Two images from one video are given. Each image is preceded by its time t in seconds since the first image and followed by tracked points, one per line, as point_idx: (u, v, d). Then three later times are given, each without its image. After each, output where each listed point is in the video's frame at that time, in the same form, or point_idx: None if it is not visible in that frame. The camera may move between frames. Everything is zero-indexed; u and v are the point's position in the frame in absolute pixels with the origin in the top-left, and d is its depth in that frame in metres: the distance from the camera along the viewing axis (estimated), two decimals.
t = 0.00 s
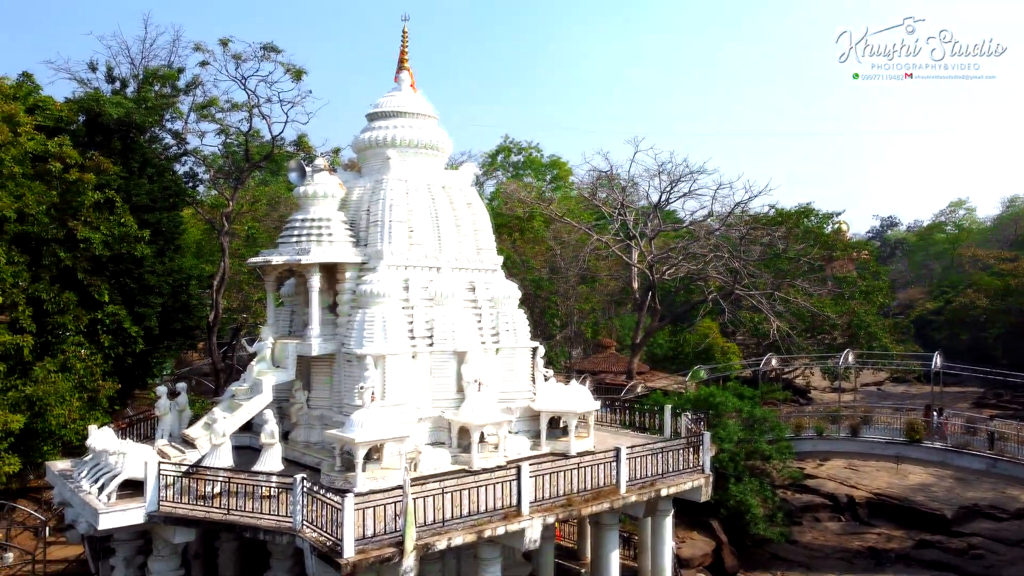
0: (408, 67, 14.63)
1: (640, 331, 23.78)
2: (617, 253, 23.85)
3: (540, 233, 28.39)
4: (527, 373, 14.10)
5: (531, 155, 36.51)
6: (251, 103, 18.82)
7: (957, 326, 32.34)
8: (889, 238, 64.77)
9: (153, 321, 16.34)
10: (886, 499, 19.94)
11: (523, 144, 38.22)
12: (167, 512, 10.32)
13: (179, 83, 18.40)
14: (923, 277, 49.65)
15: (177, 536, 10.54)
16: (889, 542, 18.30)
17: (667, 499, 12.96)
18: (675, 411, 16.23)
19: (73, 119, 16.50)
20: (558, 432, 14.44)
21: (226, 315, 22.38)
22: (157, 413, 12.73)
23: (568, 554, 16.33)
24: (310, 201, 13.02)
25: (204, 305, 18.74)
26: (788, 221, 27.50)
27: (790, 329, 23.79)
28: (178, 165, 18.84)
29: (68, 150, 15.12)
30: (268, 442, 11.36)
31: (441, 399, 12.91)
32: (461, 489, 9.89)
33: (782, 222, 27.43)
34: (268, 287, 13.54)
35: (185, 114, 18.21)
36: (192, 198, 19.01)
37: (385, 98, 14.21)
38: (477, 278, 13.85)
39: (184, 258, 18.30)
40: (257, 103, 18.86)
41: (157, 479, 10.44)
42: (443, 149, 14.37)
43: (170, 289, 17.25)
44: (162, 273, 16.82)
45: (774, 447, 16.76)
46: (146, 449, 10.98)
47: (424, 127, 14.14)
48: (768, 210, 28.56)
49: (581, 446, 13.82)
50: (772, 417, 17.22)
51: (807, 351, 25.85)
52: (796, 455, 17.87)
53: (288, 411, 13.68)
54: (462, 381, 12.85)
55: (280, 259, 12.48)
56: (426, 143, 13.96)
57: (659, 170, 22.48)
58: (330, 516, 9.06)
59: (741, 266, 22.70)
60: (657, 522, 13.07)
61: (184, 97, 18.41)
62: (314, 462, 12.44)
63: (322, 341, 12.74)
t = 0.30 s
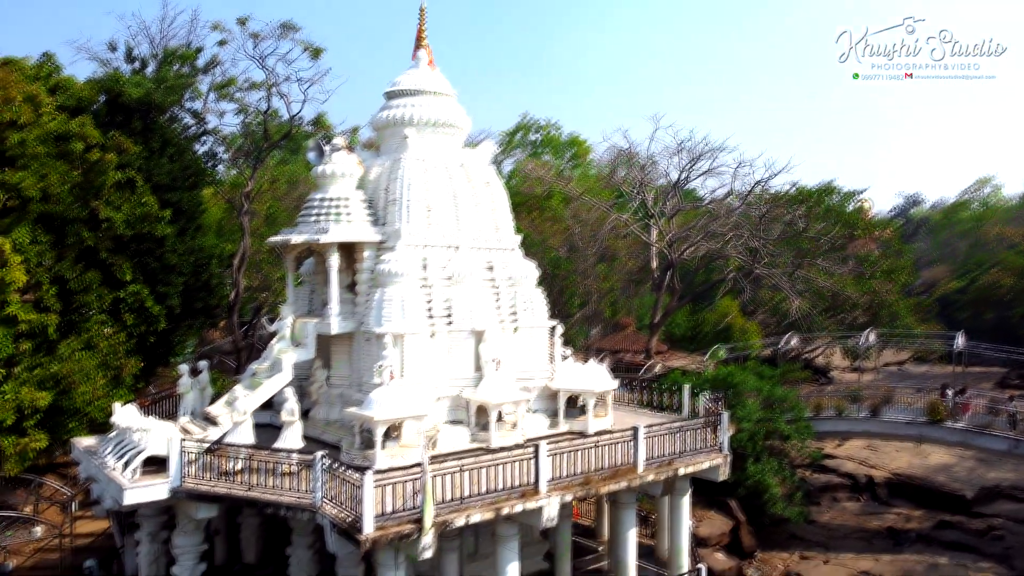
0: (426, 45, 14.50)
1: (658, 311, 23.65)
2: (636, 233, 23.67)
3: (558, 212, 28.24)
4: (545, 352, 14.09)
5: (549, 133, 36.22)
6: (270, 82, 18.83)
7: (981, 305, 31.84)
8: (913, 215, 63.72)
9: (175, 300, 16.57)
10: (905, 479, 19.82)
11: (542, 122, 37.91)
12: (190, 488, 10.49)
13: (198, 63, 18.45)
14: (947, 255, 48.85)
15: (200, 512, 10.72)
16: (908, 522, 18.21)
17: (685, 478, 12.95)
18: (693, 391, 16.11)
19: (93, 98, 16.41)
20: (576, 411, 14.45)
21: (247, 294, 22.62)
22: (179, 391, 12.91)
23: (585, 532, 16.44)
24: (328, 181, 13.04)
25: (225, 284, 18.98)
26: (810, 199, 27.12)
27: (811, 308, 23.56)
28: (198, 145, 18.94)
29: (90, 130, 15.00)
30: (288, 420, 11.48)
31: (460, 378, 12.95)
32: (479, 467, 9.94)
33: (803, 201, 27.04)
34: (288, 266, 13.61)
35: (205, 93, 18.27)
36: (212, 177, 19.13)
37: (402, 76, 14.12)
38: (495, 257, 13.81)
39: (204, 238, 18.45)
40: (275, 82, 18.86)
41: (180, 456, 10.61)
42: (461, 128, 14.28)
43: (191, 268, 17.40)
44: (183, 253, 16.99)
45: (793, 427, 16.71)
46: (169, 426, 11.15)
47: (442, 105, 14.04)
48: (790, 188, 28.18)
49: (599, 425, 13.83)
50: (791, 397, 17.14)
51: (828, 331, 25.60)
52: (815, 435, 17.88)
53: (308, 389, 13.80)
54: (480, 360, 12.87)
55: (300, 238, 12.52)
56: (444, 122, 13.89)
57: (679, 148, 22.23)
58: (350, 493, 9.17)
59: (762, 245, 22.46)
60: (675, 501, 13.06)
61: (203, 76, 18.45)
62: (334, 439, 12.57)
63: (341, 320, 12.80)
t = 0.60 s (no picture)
0: (445, 36, 14.43)
1: (678, 303, 23.43)
2: (656, 225, 23.47)
3: (577, 205, 28.08)
4: (564, 344, 14.02)
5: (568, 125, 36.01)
6: (289, 75, 18.87)
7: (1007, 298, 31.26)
8: (937, 207, 62.69)
9: (196, 292, 16.71)
10: (928, 474, 19.55)
11: (560, 114, 37.70)
12: (212, 479, 10.55)
13: (218, 56, 18.52)
14: (972, 247, 48.03)
15: (221, 503, 10.80)
16: (931, 517, 17.93)
17: (704, 471, 12.83)
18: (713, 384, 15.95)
19: (115, 92, 16.61)
20: (594, 404, 14.37)
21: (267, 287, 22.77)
22: (201, 382, 13.02)
23: (603, 525, 16.37)
24: (348, 173, 13.05)
25: (245, 276, 19.14)
26: (832, 190, 26.73)
27: (832, 301, 23.26)
28: (218, 138, 19.05)
29: (112, 124, 15.22)
30: (308, 412, 11.52)
31: (478, 370, 12.93)
32: (498, 459, 9.91)
33: (825, 192, 26.67)
34: (307, 259, 13.65)
35: (225, 86, 18.35)
36: (232, 170, 19.21)
37: (421, 68, 14.06)
38: (513, 249, 13.75)
39: (225, 230, 18.53)
40: (294, 75, 18.91)
41: (202, 447, 10.66)
42: (479, 120, 14.22)
43: (212, 261, 17.49)
44: (204, 245, 17.09)
45: (814, 420, 16.55)
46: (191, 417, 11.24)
47: (461, 97, 13.98)
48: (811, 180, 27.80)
49: (618, 418, 13.75)
50: (812, 390, 16.97)
51: (850, 324, 25.28)
52: (836, 429, 17.87)
53: (327, 381, 13.85)
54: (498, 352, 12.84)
55: (319, 230, 12.53)
56: (462, 114, 13.84)
57: (699, 139, 21.99)
58: (369, 485, 9.18)
59: (783, 237, 22.18)
60: (693, 494, 12.92)
61: (223, 69, 18.53)
62: (354, 431, 12.60)
63: (360, 312, 12.81)
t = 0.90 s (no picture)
0: (463, 37, 14.43)
1: (696, 303, 23.24)
2: (674, 224, 23.33)
3: (595, 204, 27.97)
4: (581, 345, 13.95)
5: (586, 124, 35.87)
6: (308, 76, 18.98)
7: None
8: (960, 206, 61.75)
9: (216, 292, 16.86)
10: (950, 477, 19.25)
11: (578, 113, 37.59)
12: (231, 477, 10.61)
13: (238, 57, 18.68)
14: (995, 247, 47.25)
15: (241, 501, 10.88)
16: (953, 520, 17.63)
17: (723, 473, 12.70)
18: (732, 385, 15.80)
19: (137, 94, 16.84)
20: (612, 404, 14.29)
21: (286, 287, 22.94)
22: (220, 381, 13.12)
23: (621, 526, 16.28)
24: (366, 173, 13.09)
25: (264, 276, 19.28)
26: (852, 189, 26.42)
27: (853, 301, 23.00)
28: (238, 139, 19.22)
29: (134, 126, 15.31)
30: (326, 412, 11.55)
31: (496, 370, 12.90)
32: (515, 459, 9.87)
33: (846, 191, 26.36)
34: (326, 259, 13.71)
35: (245, 88, 18.51)
36: (252, 170, 19.35)
37: (439, 68, 14.06)
38: (531, 249, 13.71)
39: (244, 230, 18.66)
40: (313, 76, 19.01)
41: (222, 446, 10.72)
42: (497, 120, 14.20)
43: (232, 260, 17.62)
44: (224, 245, 17.22)
45: (834, 421, 16.37)
46: (211, 416, 11.33)
47: (478, 97, 13.97)
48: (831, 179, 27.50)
49: (636, 419, 13.66)
50: (833, 392, 16.80)
51: (870, 324, 24.99)
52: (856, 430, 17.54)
53: (346, 380, 13.90)
54: (516, 352, 12.81)
55: (337, 230, 12.57)
56: (480, 114, 13.82)
57: (718, 138, 21.83)
58: (387, 484, 9.18)
59: (803, 236, 21.94)
60: (711, 495, 12.85)
61: (243, 71, 18.69)
62: (371, 430, 12.63)
63: (378, 312, 12.84)
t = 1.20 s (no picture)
0: (481, 37, 14.41)
1: (715, 303, 23.03)
2: (692, 224, 23.18)
3: (613, 204, 27.85)
4: (599, 345, 13.88)
5: (604, 124, 35.73)
6: (327, 77, 19.08)
7: None
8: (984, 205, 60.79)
9: (235, 292, 17.00)
10: (973, 480, 18.95)
11: (596, 113, 37.47)
12: (251, 476, 10.67)
13: (257, 59, 18.82)
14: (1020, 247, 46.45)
15: (260, 499, 10.92)
16: (976, 524, 17.31)
17: (742, 474, 12.55)
18: (751, 386, 15.64)
19: (158, 96, 17.03)
20: (630, 404, 14.20)
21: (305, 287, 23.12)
22: (240, 380, 13.20)
23: (639, 527, 16.18)
24: (384, 174, 13.11)
25: (284, 276, 19.41)
26: (873, 189, 26.10)
27: (874, 302, 22.72)
28: (258, 140, 19.38)
29: (155, 127, 15.55)
30: (345, 411, 11.58)
31: (514, 370, 12.87)
32: (533, 459, 9.83)
33: (866, 190, 26.04)
34: (345, 258, 13.75)
35: (264, 89, 18.65)
36: (272, 171, 19.49)
37: (457, 68, 14.04)
38: (548, 249, 13.66)
39: (264, 231, 18.78)
40: (332, 78, 19.12)
41: (241, 444, 10.78)
42: (514, 120, 14.16)
43: (252, 260, 17.72)
44: (244, 245, 17.34)
45: (855, 423, 16.17)
46: (231, 415, 11.41)
47: (496, 97, 13.94)
48: (852, 178, 27.17)
49: (654, 420, 13.56)
50: (854, 393, 16.60)
51: (891, 325, 24.69)
52: (877, 432, 17.23)
53: (364, 380, 13.93)
54: (534, 352, 12.77)
55: (356, 231, 12.60)
56: (497, 114, 13.79)
57: (737, 137, 21.64)
58: (405, 483, 9.18)
59: (824, 236, 21.69)
60: (731, 497, 12.68)
61: (262, 72, 18.82)
62: (389, 430, 12.65)
63: (397, 312, 12.84)
